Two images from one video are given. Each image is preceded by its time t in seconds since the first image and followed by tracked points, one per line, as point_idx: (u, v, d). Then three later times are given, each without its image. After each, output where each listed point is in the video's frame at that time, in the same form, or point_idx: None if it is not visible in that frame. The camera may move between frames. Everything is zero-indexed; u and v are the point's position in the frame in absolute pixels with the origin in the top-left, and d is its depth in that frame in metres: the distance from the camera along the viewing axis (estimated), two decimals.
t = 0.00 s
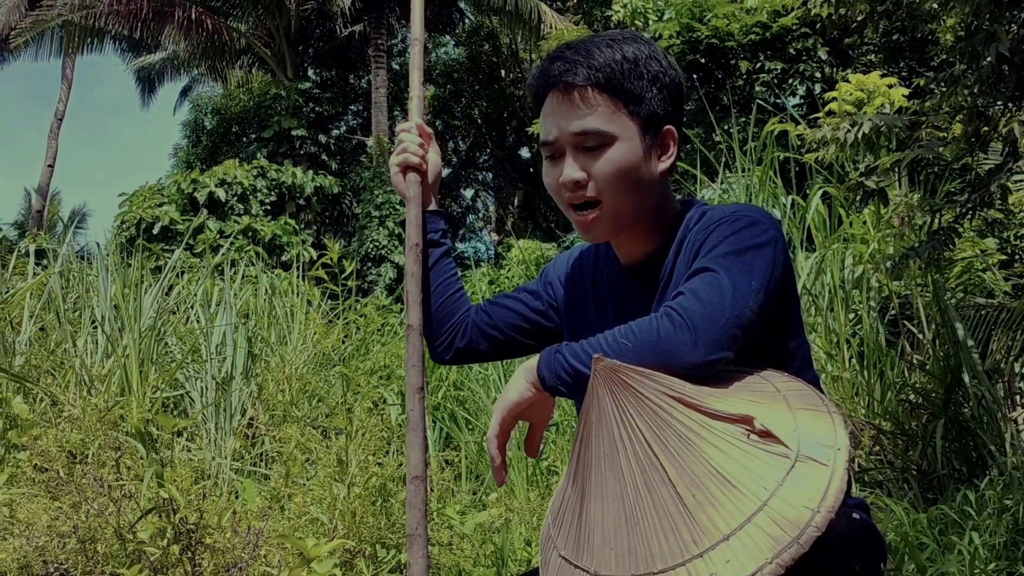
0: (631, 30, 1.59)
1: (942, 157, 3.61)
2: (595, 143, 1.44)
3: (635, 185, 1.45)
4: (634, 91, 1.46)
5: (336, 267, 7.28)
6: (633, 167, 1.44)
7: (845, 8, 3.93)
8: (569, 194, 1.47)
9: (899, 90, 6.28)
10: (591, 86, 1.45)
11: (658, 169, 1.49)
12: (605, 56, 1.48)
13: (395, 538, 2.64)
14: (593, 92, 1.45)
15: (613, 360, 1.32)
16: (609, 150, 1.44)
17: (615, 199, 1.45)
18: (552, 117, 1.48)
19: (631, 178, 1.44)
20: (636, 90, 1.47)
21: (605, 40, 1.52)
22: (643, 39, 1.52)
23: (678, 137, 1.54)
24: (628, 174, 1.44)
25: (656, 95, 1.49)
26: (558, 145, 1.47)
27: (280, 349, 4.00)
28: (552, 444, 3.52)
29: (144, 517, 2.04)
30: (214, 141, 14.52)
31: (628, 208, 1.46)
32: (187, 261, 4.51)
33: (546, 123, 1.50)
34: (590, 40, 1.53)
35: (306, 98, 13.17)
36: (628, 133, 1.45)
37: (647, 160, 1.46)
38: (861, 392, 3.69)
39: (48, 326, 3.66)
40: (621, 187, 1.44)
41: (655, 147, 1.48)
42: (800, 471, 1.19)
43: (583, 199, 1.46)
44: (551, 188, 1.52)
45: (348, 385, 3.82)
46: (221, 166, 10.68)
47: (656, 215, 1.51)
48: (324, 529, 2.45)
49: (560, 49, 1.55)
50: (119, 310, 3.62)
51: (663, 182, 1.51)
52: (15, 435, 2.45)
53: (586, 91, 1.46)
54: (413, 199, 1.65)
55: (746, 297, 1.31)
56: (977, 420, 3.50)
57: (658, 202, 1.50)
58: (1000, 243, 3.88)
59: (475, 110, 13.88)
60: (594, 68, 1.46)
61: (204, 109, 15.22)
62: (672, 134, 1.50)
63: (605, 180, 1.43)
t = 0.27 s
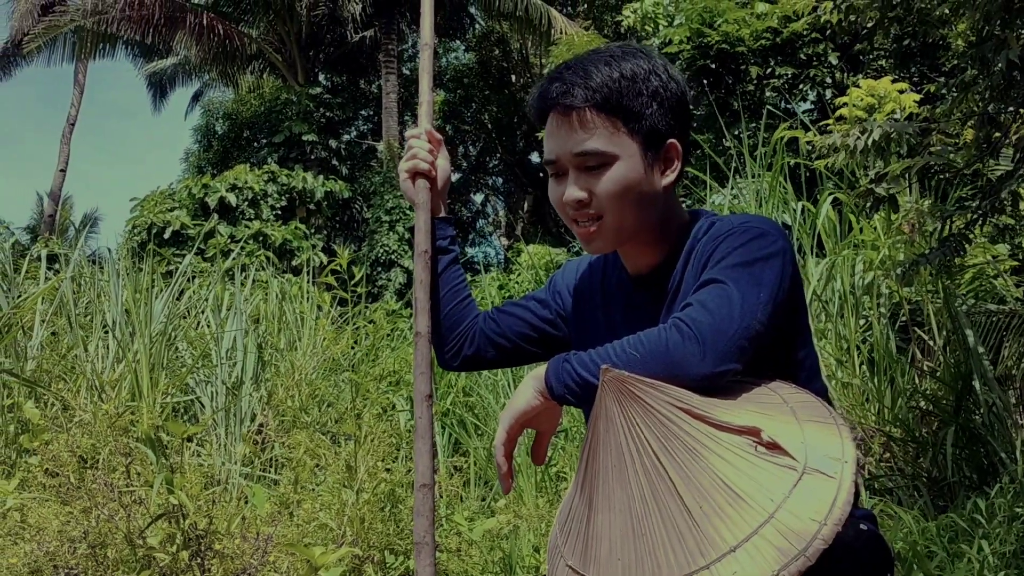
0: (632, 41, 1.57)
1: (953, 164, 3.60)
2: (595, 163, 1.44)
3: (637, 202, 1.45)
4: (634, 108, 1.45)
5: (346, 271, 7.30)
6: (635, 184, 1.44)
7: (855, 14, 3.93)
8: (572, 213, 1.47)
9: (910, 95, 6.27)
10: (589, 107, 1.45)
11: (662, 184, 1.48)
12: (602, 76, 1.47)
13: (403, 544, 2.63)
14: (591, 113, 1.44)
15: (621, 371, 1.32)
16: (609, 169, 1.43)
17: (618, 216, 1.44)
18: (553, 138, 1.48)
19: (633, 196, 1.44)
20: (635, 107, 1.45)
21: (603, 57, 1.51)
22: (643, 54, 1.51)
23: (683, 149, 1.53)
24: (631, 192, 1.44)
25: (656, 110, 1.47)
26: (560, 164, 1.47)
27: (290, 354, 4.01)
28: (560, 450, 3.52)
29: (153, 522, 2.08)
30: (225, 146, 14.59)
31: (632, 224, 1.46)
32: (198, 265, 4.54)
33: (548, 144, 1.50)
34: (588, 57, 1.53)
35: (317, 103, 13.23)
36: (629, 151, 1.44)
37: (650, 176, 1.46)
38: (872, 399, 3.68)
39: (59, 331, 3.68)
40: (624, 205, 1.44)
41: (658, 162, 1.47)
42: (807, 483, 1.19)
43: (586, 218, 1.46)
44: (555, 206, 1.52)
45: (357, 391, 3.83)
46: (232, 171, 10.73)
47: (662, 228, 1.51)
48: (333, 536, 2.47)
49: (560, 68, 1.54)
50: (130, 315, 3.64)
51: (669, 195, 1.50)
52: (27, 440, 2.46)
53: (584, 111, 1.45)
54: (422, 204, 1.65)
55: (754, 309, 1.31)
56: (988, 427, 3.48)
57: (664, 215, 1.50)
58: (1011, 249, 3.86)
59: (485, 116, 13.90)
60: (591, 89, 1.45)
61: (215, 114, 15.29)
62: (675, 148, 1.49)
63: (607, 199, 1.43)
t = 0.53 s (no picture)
0: (621, 52, 1.57)
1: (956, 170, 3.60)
2: (587, 179, 1.44)
3: (632, 215, 1.45)
4: (623, 122, 1.45)
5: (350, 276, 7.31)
6: (629, 197, 1.44)
7: (858, 20, 3.94)
8: (568, 228, 1.47)
9: (914, 101, 6.27)
10: (577, 123, 1.45)
11: (657, 195, 1.48)
12: (590, 92, 1.47)
13: (407, 551, 2.59)
14: (580, 130, 1.45)
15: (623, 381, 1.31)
16: (602, 184, 1.43)
17: (614, 229, 1.45)
18: (545, 155, 1.49)
19: (629, 208, 1.44)
20: (624, 120, 1.45)
21: (591, 72, 1.51)
22: (632, 65, 1.51)
23: (678, 159, 1.52)
24: (625, 205, 1.44)
25: (647, 122, 1.47)
26: (554, 181, 1.48)
27: (294, 360, 4.02)
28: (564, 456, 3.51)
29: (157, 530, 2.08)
30: (230, 152, 14.63)
31: (629, 236, 1.46)
32: (202, 271, 4.55)
33: (541, 160, 1.50)
34: (576, 73, 1.53)
35: (321, 109, 13.26)
36: (620, 165, 1.44)
37: (643, 188, 1.46)
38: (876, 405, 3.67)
39: (64, 337, 3.69)
40: (618, 219, 1.44)
41: (652, 173, 1.47)
42: (808, 493, 1.19)
43: (582, 233, 1.46)
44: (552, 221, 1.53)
45: (361, 397, 3.83)
46: (237, 178, 10.75)
47: (661, 238, 1.51)
48: (337, 544, 2.40)
49: (549, 84, 1.54)
50: (134, 322, 3.64)
51: (666, 205, 1.50)
52: (32, 446, 2.46)
53: (573, 129, 1.45)
54: (424, 212, 1.65)
55: (757, 318, 1.31)
56: (993, 434, 3.47)
57: (662, 225, 1.50)
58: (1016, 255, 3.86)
59: (489, 121, 13.92)
60: (579, 105, 1.46)
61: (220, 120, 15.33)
62: (669, 158, 1.49)
63: (602, 213, 1.43)
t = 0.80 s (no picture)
0: (629, 59, 1.57)
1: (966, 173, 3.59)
2: (596, 185, 1.45)
3: (639, 222, 1.45)
4: (632, 129, 1.45)
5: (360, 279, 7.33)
6: (637, 205, 1.44)
7: (867, 23, 3.93)
8: (576, 234, 1.48)
9: (925, 103, 6.25)
10: (587, 129, 1.45)
11: (664, 203, 1.48)
12: (600, 98, 1.47)
13: (415, 555, 2.61)
14: (590, 136, 1.45)
15: (628, 387, 1.32)
16: (610, 191, 1.44)
17: (621, 235, 1.45)
18: (553, 161, 1.49)
19: (636, 215, 1.45)
20: (634, 127, 1.46)
21: (601, 78, 1.51)
22: (641, 71, 1.51)
23: (685, 166, 1.53)
24: (633, 212, 1.44)
25: (656, 129, 1.47)
26: (562, 186, 1.48)
27: (303, 363, 4.04)
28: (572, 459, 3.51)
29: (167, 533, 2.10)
30: (240, 155, 14.69)
31: (635, 243, 1.46)
32: (213, 274, 4.57)
33: (549, 166, 1.51)
34: (586, 78, 1.53)
35: (331, 113, 13.30)
36: (629, 172, 1.44)
37: (651, 195, 1.46)
38: (883, 408, 3.69)
39: (76, 340, 3.72)
40: (626, 225, 1.44)
41: (660, 180, 1.47)
42: (811, 500, 1.20)
43: (590, 240, 1.47)
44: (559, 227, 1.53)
45: (369, 400, 3.84)
46: (247, 181, 10.79)
47: (668, 244, 1.51)
48: (345, 548, 2.42)
49: (558, 90, 1.55)
50: (144, 325, 3.67)
51: (672, 212, 1.51)
52: (44, 448, 2.49)
53: (582, 134, 1.46)
54: (430, 218, 1.65)
55: (762, 324, 1.31)
56: (1004, 438, 3.45)
57: (669, 232, 1.50)
58: None
59: (498, 125, 13.93)
60: (588, 111, 1.46)
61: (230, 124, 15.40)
62: (677, 165, 1.49)
63: (609, 220, 1.44)
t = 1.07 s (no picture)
0: (627, 60, 1.58)
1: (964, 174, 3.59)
2: (593, 182, 1.45)
3: (636, 220, 1.46)
4: (631, 127, 1.46)
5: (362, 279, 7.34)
6: (634, 203, 1.45)
7: (866, 24, 3.94)
8: (573, 232, 1.48)
9: (925, 104, 6.26)
10: (586, 127, 1.46)
11: (660, 202, 1.49)
12: (598, 96, 1.48)
13: (414, 553, 2.61)
14: (588, 133, 1.46)
15: (621, 386, 1.34)
16: (608, 188, 1.45)
17: (617, 234, 1.46)
18: (552, 158, 1.49)
19: (632, 214, 1.45)
20: (632, 125, 1.47)
21: (600, 77, 1.52)
22: (640, 72, 1.52)
23: (681, 166, 1.54)
24: (629, 210, 1.45)
25: (653, 128, 1.48)
26: (559, 184, 1.49)
27: (304, 363, 4.05)
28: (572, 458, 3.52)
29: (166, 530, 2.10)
30: (242, 155, 14.71)
31: (631, 242, 1.47)
32: (214, 274, 4.58)
33: (547, 163, 1.51)
34: (584, 77, 1.54)
35: (332, 113, 13.31)
36: (627, 170, 1.45)
37: (648, 194, 1.47)
38: (882, 408, 3.69)
39: (77, 339, 3.73)
40: (623, 223, 1.45)
41: (656, 179, 1.48)
42: (803, 497, 1.20)
43: (586, 238, 1.47)
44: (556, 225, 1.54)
45: (370, 399, 3.85)
46: (249, 181, 10.80)
47: (662, 244, 1.52)
48: (344, 546, 2.42)
49: (557, 88, 1.56)
50: (145, 324, 3.68)
51: (668, 212, 1.52)
52: (45, 447, 2.50)
53: (581, 131, 1.46)
54: (428, 219, 1.67)
55: (754, 324, 1.32)
56: (1003, 438, 3.46)
57: (664, 232, 1.51)
58: None
59: (500, 125, 13.92)
60: (587, 109, 1.46)
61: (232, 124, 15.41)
62: (673, 164, 1.50)
63: (606, 218, 1.45)
